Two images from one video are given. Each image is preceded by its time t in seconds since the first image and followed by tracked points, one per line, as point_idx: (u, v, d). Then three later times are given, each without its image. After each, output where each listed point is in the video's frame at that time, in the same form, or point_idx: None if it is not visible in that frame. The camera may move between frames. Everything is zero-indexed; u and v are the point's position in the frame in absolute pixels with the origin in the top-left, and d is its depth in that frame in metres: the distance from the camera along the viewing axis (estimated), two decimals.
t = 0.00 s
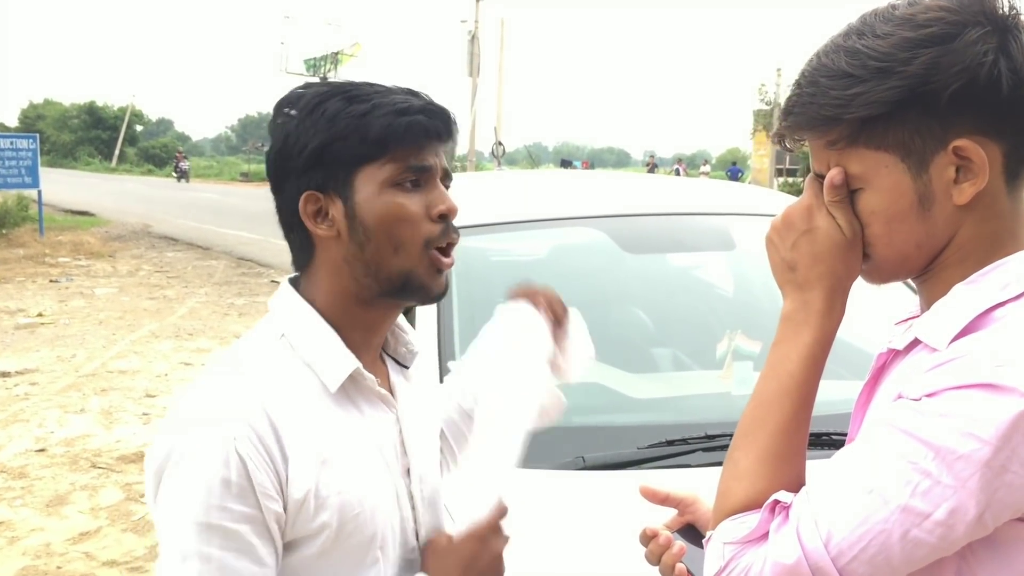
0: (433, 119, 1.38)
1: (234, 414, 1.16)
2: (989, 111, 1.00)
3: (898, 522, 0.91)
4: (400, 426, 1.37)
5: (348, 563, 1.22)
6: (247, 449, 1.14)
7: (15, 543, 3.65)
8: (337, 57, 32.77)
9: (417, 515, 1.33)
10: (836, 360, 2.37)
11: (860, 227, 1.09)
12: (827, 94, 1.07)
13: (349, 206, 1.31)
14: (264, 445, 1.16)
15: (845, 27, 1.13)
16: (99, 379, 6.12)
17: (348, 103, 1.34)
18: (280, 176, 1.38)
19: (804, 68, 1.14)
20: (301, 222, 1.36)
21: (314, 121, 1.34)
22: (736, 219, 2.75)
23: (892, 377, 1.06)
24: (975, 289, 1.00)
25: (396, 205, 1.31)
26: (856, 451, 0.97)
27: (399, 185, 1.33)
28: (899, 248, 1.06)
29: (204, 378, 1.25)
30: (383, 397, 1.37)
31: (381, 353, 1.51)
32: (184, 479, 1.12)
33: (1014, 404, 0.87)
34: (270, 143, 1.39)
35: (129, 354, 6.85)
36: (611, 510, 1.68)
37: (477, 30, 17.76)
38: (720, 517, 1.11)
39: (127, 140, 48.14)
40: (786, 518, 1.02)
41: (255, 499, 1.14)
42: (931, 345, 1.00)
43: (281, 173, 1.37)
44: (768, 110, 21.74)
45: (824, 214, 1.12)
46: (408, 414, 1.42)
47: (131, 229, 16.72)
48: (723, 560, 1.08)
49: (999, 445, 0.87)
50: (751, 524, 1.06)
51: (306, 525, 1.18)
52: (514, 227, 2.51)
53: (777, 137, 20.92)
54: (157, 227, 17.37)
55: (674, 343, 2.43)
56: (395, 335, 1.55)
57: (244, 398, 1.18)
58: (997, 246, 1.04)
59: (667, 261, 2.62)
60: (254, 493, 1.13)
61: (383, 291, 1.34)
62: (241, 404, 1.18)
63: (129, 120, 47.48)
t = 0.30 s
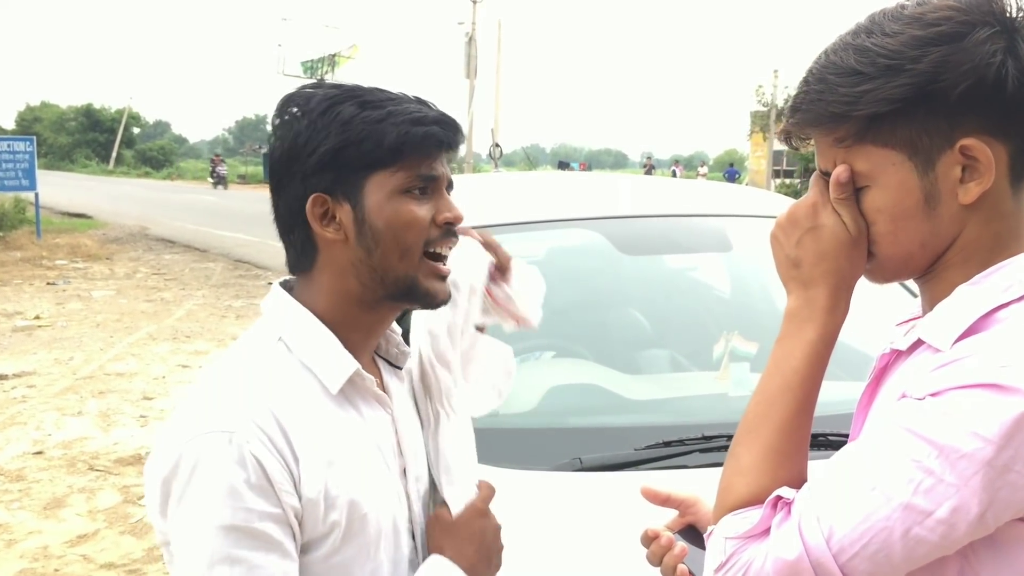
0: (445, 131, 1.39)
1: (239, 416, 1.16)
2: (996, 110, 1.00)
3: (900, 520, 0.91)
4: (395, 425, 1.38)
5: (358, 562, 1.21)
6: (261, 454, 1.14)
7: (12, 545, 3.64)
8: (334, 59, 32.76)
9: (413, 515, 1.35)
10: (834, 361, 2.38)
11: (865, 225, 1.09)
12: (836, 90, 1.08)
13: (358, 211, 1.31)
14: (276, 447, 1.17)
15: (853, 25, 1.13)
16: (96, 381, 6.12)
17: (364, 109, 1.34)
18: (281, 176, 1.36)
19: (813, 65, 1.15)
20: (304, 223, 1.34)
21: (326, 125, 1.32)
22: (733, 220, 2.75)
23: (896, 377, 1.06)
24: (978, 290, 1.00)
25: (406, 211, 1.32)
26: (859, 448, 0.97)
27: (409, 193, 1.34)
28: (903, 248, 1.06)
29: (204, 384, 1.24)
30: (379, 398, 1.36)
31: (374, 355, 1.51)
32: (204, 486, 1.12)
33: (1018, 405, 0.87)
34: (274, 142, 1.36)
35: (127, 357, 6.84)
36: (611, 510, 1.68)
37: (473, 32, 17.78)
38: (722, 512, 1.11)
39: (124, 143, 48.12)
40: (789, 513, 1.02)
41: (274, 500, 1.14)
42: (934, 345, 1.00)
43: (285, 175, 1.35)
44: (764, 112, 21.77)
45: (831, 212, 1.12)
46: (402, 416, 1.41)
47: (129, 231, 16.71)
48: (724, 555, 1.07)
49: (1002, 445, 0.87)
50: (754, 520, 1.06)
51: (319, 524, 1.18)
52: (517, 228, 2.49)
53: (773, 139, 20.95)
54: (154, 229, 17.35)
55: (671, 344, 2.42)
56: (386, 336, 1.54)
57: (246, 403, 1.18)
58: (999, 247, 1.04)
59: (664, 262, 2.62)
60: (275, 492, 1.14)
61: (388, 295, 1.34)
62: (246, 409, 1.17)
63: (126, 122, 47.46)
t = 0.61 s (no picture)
0: (430, 130, 1.37)
1: (232, 413, 1.17)
2: (998, 111, 1.00)
3: (900, 518, 0.91)
4: (399, 429, 1.37)
5: (342, 564, 1.20)
6: (240, 452, 1.14)
7: (9, 546, 3.64)
8: (332, 60, 32.74)
9: (417, 521, 1.32)
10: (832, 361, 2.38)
11: (867, 226, 1.09)
12: (838, 91, 1.08)
13: (353, 221, 1.32)
14: (260, 447, 1.17)
15: (855, 27, 1.13)
16: (94, 382, 6.11)
17: (346, 116, 1.30)
18: (273, 188, 1.36)
19: (815, 67, 1.14)
20: (302, 232, 1.35)
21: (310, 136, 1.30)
22: (731, 221, 2.76)
23: (897, 377, 1.06)
24: (978, 290, 1.00)
25: (400, 216, 1.32)
26: (860, 447, 0.97)
27: (401, 197, 1.33)
28: (905, 248, 1.06)
29: (206, 378, 1.25)
30: (383, 400, 1.36)
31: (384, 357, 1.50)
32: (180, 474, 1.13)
33: (1017, 404, 0.87)
34: (261, 154, 1.35)
35: (125, 358, 6.83)
36: (609, 510, 1.68)
37: (471, 33, 17.79)
38: (723, 511, 1.11)
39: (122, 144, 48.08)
40: (790, 512, 1.02)
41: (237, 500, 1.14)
42: (934, 345, 1.00)
43: (277, 187, 1.35)
44: (762, 113, 21.79)
45: (833, 213, 1.12)
46: (408, 417, 1.41)
47: (127, 232, 16.71)
48: (726, 553, 1.07)
49: (1001, 444, 0.87)
50: (754, 519, 1.06)
51: (295, 525, 1.18)
52: (516, 228, 2.50)
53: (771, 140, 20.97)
54: (151, 230, 17.32)
55: (668, 345, 2.42)
56: (398, 340, 1.54)
57: (243, 401, 1.19)
58: (1001, 249, 1.04)
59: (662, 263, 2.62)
60: (241, 491, 1.14)
61: (394, 294, 1.35)
62: (240, 407, 1.18)
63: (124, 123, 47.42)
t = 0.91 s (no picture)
0: (451, 138, 1.39)
1: (213, 415, 1.19)
2: (993, 116, 1.00)
3: (900, 519, 0.91)
4: (397, 433, 1.35)
5: (317, 562, 1.21)
6: (214, 451, 1.16)
7: (8, 547, 3.63)
8: (331, 61, 32.67)
9: (408, 526, 1.30)
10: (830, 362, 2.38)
11: (865, 229, 1.09)
12: (834, 96, 1.08)
13: (361, 210, 1.32)
14: (234, 443, 1.18)
15: (851, 32, 1.14)
16: (92, 383, 6.10)
17: (373, 112, 1.34)
18: (292, 174, 1.38)
19: (811, 72, 1.15)
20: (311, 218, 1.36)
21: (336, 126, 1.33)
22: (729, 222, 2.76)
23: (896, 379, 1.06)
24: (976, 292, 1.00)
25: (406, 215, 1.32)
26: (860, 448, 0.97)
27: (411, 196, 1.34)
28: (902, 251, 1.06)
29: (196, 376, 1.28)
30: (378, 403, 1.35)
31: (391, 360, 1.49)
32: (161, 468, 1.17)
33: (1015, 405, 0.88)
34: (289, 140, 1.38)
35: (123, 359, 6.83)
36: (608, 511, 1.68)
37: (470, 34, 17.80)
38: (725, 512, 1.12)
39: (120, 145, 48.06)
40: (790, 513, 1.02)
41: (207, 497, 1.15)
42: (933, 347, 1.00)
43: (295, 172, 1.37)
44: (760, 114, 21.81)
45: (831, 216, 1.13)
46: (410, 420, 1.40)
47: (125, 233, 16.69)
48: (727, 554, 1.07)
49: (1001, 445, 0.88)
50: (756, 520, 1.06)
51: (271, 521, 1.19)
52: (516, 229, 2.51)
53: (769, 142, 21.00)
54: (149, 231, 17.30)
55: (665, 345, 2.43)
56: (407, 344, 1.51)
57: (226, 402, 1.20)
58: (999, 250, 1.04)
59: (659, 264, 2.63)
60: (212, 489, 1.15)
61: (388, 294, 1.34)
62: (221, 408, 1.19)
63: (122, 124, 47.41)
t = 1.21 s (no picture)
0: (465, 138, 1.38)
1: (222, 405, 1.20)
2: (992, 116, 1.00)
3: (904, 521, 0.91)
4: (402, 432, 1.34)
5: (319, 554, 1.21)
6: (223, 441, 1.17)
7: (8, 547, 3.63)
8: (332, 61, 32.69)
9: (411, 523, 1.30)
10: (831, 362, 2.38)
11: (865, 230, 1.09)
12: (833, 97, 1.08)
13: (379, 212, 1.32)
14: (242, 434, 1.19)
15: (849, 32, 1.14)
16: (92, 383, 6.10)
17: (387, 115, 1.33)
18: (307, 177, 1.38)
19: (809, 73, 1.15)
20: (329, 222, 1.36)
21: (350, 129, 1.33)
22: (729, 222, 2.76)
23: (898, 380, 1.06)
24: (977, 292, 1.00)
25: (424, 215, 1.33)
26: (863, 450, 0.97)
27: (427, 196, 1.34)
28: (901, 251, 1.06)
29: (208, 365, 1.29)
30: (385, 402, 1.34)
31: (402, 360, 1.49)
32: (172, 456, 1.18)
33: (1019, 406, 0.87)
34: (301, 145, 1.38)
35: (123, 359, 6.83)
36: (608, 511, 1.68)
37: (470, 34, 17.80)
38: (727, 514, 1.11)
39: (120, 145, 48.08)
40: (794, 515, 1.02)
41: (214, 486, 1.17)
42: (935, 347, 1.00)
43: (311, 176, 1.37)
44: (760, 115, 21.81)
45: (830, 216, 1.12)
46: (416, 417, 1.39)
47: (125, 233, 16.70)
48: (731, 558, 1.07)
49: (1005, 446, 0.88)
50: (759, 523, 1.06)
51: (275, 512, 1.20)
52: (516, 229, 2.51)
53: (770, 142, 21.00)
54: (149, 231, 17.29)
55: (666, 345, 2.43)
56: (418, 344, 1.50)
57: (234, 394, 1.21)
58: (999, 250, 1.04)
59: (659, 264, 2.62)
60: (219, 479, 1.17)
61: (406, 294, 1.34)
62: (229, 400, 1.20)
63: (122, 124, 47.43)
